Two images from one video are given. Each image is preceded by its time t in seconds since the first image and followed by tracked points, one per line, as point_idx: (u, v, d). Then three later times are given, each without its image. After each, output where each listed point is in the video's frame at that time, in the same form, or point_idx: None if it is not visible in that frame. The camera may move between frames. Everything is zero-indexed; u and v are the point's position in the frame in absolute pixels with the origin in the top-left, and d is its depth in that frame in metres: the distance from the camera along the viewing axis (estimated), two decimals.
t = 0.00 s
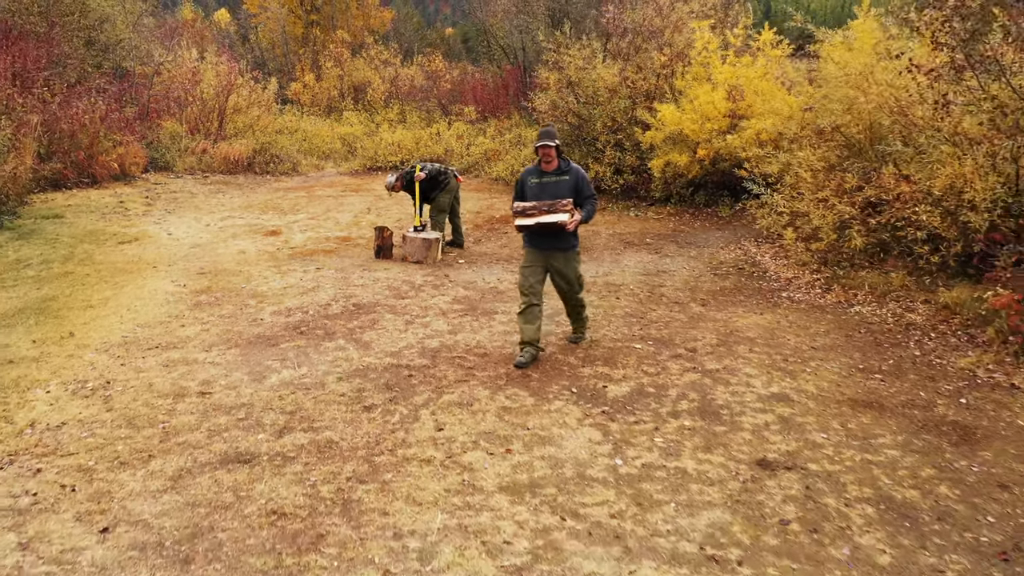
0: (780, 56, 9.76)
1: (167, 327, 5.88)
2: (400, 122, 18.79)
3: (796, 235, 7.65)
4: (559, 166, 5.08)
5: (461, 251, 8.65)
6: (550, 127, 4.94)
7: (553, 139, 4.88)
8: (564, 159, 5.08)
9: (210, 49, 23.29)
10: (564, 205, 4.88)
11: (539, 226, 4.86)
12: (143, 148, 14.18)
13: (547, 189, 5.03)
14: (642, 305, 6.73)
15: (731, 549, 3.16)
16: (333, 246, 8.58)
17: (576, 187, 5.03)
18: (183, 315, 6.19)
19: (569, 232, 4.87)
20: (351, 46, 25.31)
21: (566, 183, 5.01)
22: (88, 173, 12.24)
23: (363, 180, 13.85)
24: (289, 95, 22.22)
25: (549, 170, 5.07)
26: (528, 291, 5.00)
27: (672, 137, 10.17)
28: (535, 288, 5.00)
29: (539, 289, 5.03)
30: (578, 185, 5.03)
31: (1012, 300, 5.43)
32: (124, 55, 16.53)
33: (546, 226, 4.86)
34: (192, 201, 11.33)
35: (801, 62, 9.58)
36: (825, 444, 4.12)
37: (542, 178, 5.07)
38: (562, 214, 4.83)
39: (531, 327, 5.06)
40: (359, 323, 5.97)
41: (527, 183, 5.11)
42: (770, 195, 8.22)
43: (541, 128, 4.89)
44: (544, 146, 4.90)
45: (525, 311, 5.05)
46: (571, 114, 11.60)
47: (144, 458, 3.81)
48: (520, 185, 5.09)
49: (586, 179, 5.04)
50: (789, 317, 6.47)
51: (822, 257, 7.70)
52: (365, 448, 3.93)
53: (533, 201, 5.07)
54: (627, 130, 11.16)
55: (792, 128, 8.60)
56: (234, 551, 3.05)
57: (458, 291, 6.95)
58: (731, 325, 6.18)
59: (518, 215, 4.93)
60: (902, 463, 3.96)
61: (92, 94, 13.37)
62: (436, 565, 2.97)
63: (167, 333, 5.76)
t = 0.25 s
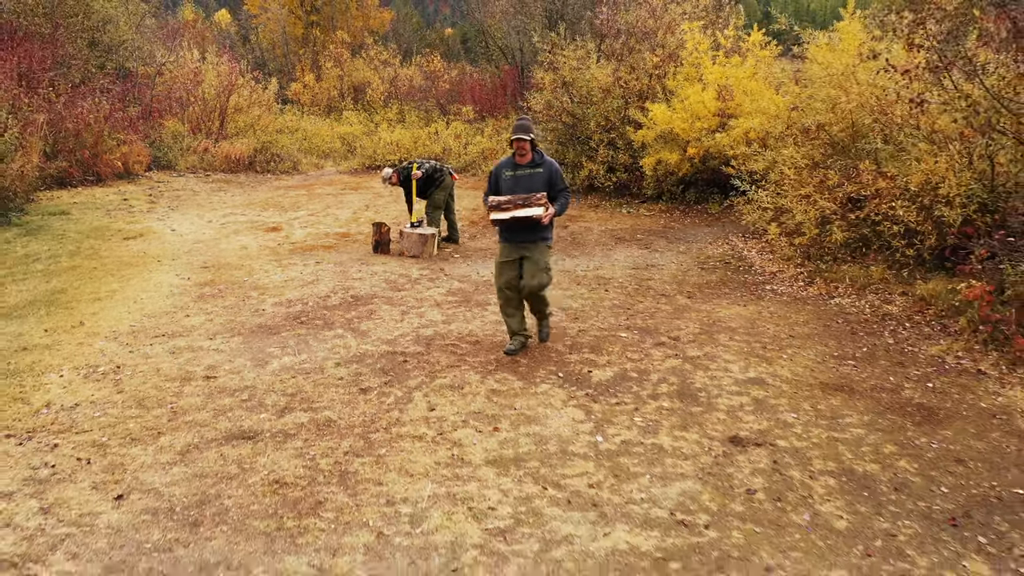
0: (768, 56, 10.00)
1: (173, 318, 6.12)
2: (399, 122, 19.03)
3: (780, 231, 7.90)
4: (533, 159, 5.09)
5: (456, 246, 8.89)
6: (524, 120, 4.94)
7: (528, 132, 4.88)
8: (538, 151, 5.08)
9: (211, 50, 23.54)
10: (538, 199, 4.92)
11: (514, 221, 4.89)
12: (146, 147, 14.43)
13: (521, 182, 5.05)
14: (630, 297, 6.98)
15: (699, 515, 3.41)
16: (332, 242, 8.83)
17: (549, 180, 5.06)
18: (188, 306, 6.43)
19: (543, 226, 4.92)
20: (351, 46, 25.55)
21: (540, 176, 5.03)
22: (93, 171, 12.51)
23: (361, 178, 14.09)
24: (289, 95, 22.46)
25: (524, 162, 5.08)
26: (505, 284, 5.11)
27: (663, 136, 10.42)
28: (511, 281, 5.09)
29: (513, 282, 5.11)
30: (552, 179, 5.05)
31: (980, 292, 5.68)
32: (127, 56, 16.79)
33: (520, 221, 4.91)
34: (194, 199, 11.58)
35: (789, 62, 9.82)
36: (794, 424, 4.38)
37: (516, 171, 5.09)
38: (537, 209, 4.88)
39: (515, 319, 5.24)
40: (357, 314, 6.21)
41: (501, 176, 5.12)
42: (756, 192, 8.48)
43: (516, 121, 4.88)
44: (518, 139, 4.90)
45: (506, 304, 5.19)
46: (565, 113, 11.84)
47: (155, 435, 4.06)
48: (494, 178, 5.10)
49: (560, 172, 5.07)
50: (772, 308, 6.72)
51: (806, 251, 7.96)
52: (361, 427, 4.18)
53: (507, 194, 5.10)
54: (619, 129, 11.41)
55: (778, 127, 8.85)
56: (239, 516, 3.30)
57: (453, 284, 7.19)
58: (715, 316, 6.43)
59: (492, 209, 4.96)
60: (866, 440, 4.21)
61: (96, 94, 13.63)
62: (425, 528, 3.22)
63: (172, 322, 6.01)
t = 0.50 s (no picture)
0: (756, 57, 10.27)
1: (178, 309, 6.38)
2: (398, 122, 19.29)
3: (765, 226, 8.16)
4: (511, 158, 5.25)
5: (453, 242, 9.15)
6: (502, 120, 5.10)
7: (505, 131, 5.04)
8: (515, 150, 5.24)
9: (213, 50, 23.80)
10: (515, 197, 5.07)
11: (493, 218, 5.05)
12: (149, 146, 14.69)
13: (500, 180, 5.21)
14: (619, 290, 7.24)
15: (671, 484, 3.68)
16: (332, 238, 9.09)
17: (527, 178, 5.22)
18: (193, 298, 6.69)
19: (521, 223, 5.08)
20: (351, 47, 25.81)
21: (518, 174, 5.19)
22: (98, 169, 12.82)
23: (361, 177, 14.35)
24: (290, 95, 22.71)
25: (502, 161, 5.23)
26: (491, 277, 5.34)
27: (654, 135, 10.68)
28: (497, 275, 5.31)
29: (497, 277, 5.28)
30: (529, 177, 5.21)
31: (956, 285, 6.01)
32: (130, 57, 17.06)
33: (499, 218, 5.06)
34: (197, 196, 11.84)
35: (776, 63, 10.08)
36: (767, 405, 4.64)
37: (494, 169, 5.24)
38: (514, 206, 5.04)
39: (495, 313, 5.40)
40: (355, 305, 6.47)
41: (480, 174, 5.28)
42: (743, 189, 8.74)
43: (494, 120, 5.05)
44: (496, 138, 5.06)
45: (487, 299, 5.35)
46: (560, 112, 12.09)
47: (164, 414, 4.32)
48: (473, 176, 5.26)
49: (537, 170, 5.23)
50: (755, 300, 6.97)
51: (790, 246, 8.22)
52: (358, 407, 4.45)
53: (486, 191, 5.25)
54: (612, 128, 11.67)
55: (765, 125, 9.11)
56: (245, 484, 3.56)
57: (448, 277, 7.45)
58: (699, 307, 6.69)
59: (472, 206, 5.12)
60: (834, 419, 4.47)
61: (100, 94, 13.90)
62: (416, 495, 3.48)
63: (178, 313, 6.26)
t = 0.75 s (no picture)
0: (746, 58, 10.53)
1: (184, 300, 6.64)
2: (397, 121, 19.56)
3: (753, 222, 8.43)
4: (493, 163, 5.37)
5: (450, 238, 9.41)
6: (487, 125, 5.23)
7: (489, 136, 5.17)
8: (498, 156, 5.38)
9: (214, 51, 24.06)
10: (496, 200, 5.18)
11: (473, 220, 5.15)
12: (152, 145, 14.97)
13: (481, 184, 5.33)
14: (609, 283, 7.50)
15: (649, 458, 3.94)
16: (332, 234, 9.35)
17: (508, 183, 5.35)
18: (198, 291, 6.96)
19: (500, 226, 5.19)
20: (350, 47, 26.08)
21: (499, 178, 5.32)
22: (103, 168, 13.14)
23: (360, 176, 14.60)
24: (290, 95, 22.98)
25: (484, 165, 5.36)
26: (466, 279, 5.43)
27: (646, 134, 10.96)
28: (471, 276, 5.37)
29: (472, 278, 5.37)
30: (510, 182, 5.34)
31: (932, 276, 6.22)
32: (133, 57, 17.34)
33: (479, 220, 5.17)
34: (200, 194, 12.10)
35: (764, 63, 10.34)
36: (744, 388, 4.91)
37: (476, 172, 5.35)
38: (495, 208, 5.15)
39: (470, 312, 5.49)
40: (355, 297, 6.73)
41: (462, 177, 5.39)
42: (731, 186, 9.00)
43: (479, 125, 5.17)
44: (481, 142, 5.19)
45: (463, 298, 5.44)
46: (555, 112, 12.33)
47: (173, 395, 4.59)
48: (456, 178, 5.37)
49: (518, 176, 5.37)
50: (739, 293, 7.24)
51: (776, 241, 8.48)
52: (357, 389, 4.71)
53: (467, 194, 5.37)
54: (606, 127, 11.95)
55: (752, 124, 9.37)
56: (251, 457, 3.83)
57: (444, 271, 7.72)
58: (685, 299, 6.95)
59: (453, 207, 5.21)
60: (805, 401, 4.74)
61: (105, 95, 14.19)
62: (410, 467, 3.75)
63: (184, 304, 6.53)
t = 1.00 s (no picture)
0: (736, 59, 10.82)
1: (190, 292, 6.92)
2: (397, 121, 19.86)
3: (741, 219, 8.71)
4: (477, 156, 5.35)
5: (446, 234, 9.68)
6: (470, 119, 5.20)
7: (472, 131, 5.14)
8: (482, 150, 5.35)
9: (216, 51, 24.35)
10: (477, 195, 5.16)
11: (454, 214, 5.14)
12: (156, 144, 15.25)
13: (464, 178, 5.32)
14: (599, 276, 7.77)
15: (629, 434, 4.21)
16: (332, 230, 9.63)
17: (491, 177, 5.32)
18: (203, 283, 7.23)
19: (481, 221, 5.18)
20: (351, 48, 26.37)
21: (483, 173, 5.30)
22: (108, 166, 13.45)
23: (359, 174, 14.88)
24: (290, 95, 23.27)
25: (468, 159, 5.34)
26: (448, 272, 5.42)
27: (639, 134, 11.24)
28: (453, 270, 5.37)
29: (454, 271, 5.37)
30: (493, 176, 5.32)
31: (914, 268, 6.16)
32: (137, 58, 17.63)
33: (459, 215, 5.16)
34: (203, 192, 12.38)
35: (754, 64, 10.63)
36: (723, 372, 5.18)
37: (460, 166, 5.35)
38: (475, 204, 5.13)
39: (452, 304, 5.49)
40: (354, 289, 7.01)
41: (446, 170, 5.38)
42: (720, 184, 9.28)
43: (462, 119, 5.15)
44: (463, 137, 5.16)
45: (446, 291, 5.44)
46: (551, 111, 12.52)
47: (183, 378, 4.86)
48: (439, 172, 5.36)
49: (502, 170, 5.34)
50: (725, 285, 7.51)
51: (763, 236, 8.78)
52: (356, 372, 4.98)
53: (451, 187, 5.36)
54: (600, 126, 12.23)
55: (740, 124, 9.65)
56: (257, 432, 4.10)
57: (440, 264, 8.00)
58: (672, 291, 7.22)
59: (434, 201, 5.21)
60: (780, 384, 5.01)
61: (110, 95, 14.48)
62: (405, 441, 4.02)
63: (191, 295, 6.80)
